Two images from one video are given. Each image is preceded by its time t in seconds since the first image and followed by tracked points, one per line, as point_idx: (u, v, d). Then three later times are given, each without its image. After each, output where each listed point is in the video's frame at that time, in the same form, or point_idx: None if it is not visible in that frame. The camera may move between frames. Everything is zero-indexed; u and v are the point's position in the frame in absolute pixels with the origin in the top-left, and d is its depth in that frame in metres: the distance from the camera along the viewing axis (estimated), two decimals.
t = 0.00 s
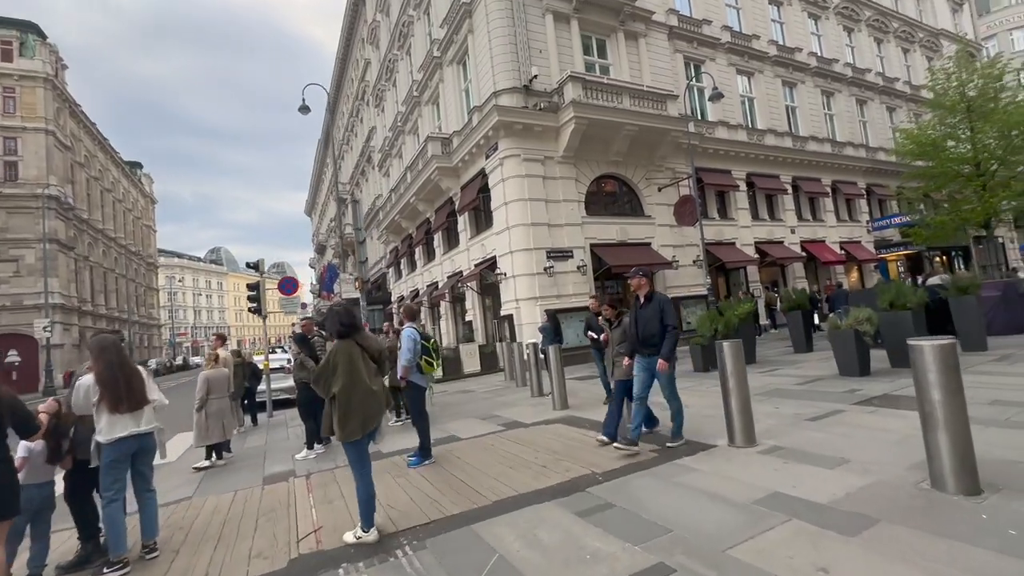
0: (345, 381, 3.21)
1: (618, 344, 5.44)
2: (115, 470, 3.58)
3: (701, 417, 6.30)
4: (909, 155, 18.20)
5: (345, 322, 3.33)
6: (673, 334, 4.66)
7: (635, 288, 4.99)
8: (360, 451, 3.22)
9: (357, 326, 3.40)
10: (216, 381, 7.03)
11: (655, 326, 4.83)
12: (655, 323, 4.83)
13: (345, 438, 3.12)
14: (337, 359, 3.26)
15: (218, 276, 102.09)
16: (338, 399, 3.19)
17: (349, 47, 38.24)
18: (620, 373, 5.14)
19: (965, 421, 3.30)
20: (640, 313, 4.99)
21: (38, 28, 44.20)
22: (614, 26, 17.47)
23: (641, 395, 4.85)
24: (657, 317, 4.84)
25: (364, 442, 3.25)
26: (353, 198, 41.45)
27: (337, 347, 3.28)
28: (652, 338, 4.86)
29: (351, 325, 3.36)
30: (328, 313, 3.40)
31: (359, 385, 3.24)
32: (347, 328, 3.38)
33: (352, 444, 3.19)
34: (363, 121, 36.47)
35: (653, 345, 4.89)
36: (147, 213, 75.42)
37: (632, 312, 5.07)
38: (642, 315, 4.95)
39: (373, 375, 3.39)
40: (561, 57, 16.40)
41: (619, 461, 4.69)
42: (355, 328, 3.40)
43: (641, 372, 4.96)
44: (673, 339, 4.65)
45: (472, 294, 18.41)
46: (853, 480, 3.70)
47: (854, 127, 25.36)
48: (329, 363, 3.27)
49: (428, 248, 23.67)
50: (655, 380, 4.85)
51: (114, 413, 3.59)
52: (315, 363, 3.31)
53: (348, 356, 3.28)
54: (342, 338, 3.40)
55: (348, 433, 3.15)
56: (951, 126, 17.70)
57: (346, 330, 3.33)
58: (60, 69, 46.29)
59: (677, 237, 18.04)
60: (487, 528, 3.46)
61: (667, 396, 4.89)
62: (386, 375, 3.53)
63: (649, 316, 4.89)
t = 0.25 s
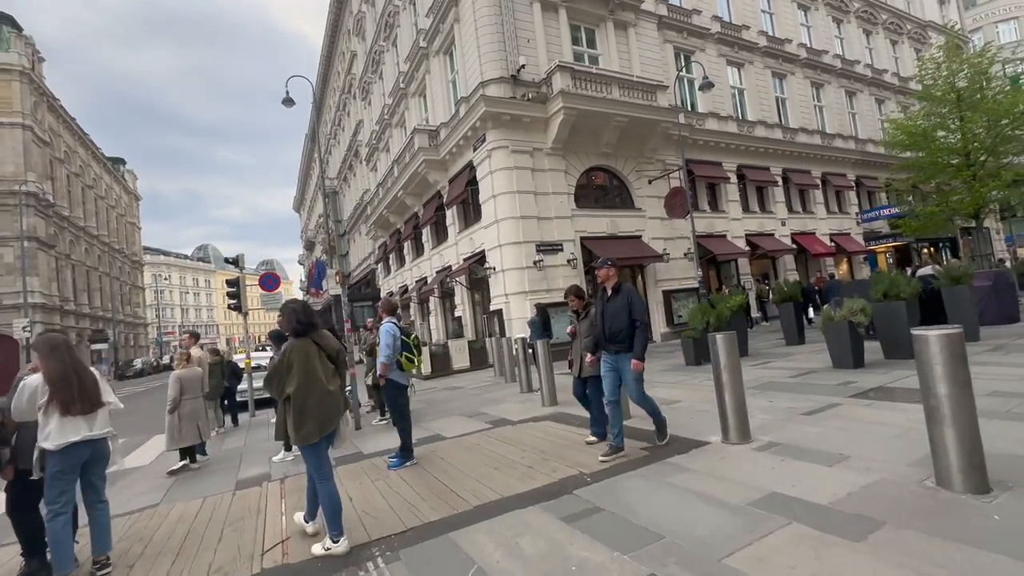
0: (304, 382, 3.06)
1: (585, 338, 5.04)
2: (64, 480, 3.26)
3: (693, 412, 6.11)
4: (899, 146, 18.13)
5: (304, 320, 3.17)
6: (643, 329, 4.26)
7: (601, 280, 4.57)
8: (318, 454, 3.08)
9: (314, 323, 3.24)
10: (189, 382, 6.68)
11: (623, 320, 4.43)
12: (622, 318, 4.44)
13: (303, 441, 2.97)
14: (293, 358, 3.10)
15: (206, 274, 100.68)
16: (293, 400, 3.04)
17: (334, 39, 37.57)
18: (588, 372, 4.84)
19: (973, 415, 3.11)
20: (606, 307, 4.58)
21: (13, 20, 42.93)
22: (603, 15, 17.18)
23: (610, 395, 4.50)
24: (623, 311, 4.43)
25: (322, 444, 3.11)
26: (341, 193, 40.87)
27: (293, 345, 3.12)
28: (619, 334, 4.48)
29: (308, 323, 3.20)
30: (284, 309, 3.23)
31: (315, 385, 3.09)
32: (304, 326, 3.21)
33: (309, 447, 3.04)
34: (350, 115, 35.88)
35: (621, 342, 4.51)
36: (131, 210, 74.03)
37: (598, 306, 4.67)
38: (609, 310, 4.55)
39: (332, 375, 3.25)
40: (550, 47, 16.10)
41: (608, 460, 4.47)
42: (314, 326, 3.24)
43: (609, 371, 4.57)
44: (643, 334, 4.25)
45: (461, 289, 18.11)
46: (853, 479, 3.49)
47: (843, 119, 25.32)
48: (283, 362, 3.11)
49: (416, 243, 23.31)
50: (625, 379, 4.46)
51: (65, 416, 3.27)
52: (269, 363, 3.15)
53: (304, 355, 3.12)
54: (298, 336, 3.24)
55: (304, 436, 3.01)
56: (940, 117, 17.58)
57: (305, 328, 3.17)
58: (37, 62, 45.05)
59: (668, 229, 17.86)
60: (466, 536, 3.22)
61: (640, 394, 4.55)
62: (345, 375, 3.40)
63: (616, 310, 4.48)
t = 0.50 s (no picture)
0: (258, 389, 2.91)
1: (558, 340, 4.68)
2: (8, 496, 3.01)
3: (689, 412, 5.90)
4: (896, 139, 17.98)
5: (260, 323, 3.01)
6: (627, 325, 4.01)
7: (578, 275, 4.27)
8: (275, 462, 2.97)
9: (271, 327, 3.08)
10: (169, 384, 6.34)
11: (603, 317, 4.13)
12: (599, 316, 4.15)
13: (256, 450, 2.85)
14: (247, 364, 2.95)
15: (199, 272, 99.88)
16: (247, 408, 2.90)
17: (326, 33, 37.08)
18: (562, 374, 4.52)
19: (988, 419, 2.90)
20: (583, 304, 4.26)
21: None
22: (597, 7, 16.91)
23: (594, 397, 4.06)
24: (604, 306, 4.15)
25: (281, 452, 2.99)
26: (334, 190, 40.45)
27: (248, 351, 2.97)
28: (596, 333, 4.17)
29: (264, 326, 3.04)
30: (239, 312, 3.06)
31: (272, 392, 2.95)
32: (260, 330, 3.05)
33: (265, 456, 2.93)
34: (343, 110, 35.46)
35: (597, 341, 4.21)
36: (122, 208, 73.23)
37: (572, 304, 4.35)
38: (587, 306, 4.24)
39: (292, 380, 3.11)
40: (543, 39, 15.82)
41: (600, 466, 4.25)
42: (271, 329, 3.08)
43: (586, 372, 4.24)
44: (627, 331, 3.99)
45: (454, 286, 17.86)
46: (858, 486, 3.28)
47: (839, 113, 25.15)
48: (237, 369, 2.96)
49: (410, 240, 23.02)
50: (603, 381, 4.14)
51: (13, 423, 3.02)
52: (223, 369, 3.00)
53: (260, 361, 2.97)
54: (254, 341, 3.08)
55: (258, 444, 2.88)
56: (937, 110, 17.38)
57: (260, 331, 3.01)
58: (23, 58, 44.33)
59: (663, 225, 17.65)
60: (447, 552, 3.00)
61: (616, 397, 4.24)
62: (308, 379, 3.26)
63: (595, 306, 4.18)
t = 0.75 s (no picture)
0: (203, 396, 2.84)
1: (522, 342, 4.22)
2: None
3: (687, 409, 5.68)
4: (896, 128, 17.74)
5: (206, 326, 2.92)
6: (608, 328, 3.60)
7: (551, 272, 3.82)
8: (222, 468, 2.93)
9: (220, 330, 2.97)
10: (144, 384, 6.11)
11: (580, 319, 3.69)
12: (574, 318, 3.70)
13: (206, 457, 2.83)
14: (194, 369, 2.88)
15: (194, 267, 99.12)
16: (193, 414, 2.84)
17: (318, 23, 36.46)
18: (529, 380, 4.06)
19: (1012, 421, 2.67)
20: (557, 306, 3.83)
21: None
22: None
23: (565, 407, 3.60)
24: (580, 308, 3.72)
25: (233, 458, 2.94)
26: (328, 183, 39.95)
27: (195, 355, 2.89)
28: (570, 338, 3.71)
29: (213, 328, 2.94)
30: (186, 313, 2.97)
31: (220, 398, 2.88)
32: (207, 333, 2.94)
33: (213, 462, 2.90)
34: (335, 102, 34.93)
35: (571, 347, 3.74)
36: (114, 202, 72.38)
37: (544, 305, 3.91)
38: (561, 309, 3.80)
39: (245, 384, 3.01)
40: (537, 27, 15.45)
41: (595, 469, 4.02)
42: (220, 331, 2.98)
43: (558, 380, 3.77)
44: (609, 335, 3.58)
45: (448, 280, 17.58)
46: (871, 493, 3.06)
47: (838, 103, 24.87)
48: (184, 374, 2.89)
49: (403, 233, 22.70)
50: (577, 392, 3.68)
51: None
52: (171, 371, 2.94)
53: (207, 366, 2.88)
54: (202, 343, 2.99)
55: (210, 450, 2.86)
56: (937, 99, 17.15)
57: (206, 335, 2.91)
58: (9, 49, 43.48)
59: (660, 217, 17.39)
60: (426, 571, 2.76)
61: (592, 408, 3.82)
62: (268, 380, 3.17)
63: (570, 308, 3.74)
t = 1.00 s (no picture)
0: (152, 399, 2.73)
1: (492, 339, 3.97)
2: None
3: (686, 406, 5.48)
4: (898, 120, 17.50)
5: (154, 325, 2.80)
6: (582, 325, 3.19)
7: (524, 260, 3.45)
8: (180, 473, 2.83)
9: (171, 332, 2.87)
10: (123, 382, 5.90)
11: (550, 315, 3.32)
12: (546, 313, 3.34)
13: (157, 464, 2.71)
14: (142, 371, 2.76)
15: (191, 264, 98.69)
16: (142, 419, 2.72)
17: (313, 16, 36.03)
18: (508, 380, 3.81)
19: None
20: (528, 299, 3.45)
21: None
22: None
23: (543, 417, 3.28)
24: (551, 302, 3.33)
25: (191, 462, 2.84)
26: (324, 178, 39.59)
27: (142, 358, 2.77)
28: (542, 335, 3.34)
29: (163, 328, 2.83)
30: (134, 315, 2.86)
31: (169, 401, 2.76)
32: (157, 335, 2.83)
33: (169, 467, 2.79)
34: (331, 96, 34.55)
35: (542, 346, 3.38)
36: (110, 198, 71.90)
37: (515, 297, 3.52)
38: (531, 302, 3.43)
39: (198, 387, 2.88)
40: (533, 16, 15.15)
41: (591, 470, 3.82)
42: (171, 332, 2.87)
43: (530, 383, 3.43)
44: (582, 333, 3.17)
45: (444, 275, 17.34)
46: (885, 497, 2.85)
47: (839, 95, 24.59)
48: (132, 377, 2.78)
49: (400, 228, 22.44)
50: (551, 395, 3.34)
51: None
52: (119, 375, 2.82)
53: (155, 368, 2.76)
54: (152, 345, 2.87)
55: (163, 455, 2.75)
56: (940, 90, 16.89)
57: (155, 335, 2.80)
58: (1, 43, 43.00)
59: (659, 210, 17.14)
60: None
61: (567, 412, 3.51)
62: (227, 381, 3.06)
63: (540, 302, 3.37)
